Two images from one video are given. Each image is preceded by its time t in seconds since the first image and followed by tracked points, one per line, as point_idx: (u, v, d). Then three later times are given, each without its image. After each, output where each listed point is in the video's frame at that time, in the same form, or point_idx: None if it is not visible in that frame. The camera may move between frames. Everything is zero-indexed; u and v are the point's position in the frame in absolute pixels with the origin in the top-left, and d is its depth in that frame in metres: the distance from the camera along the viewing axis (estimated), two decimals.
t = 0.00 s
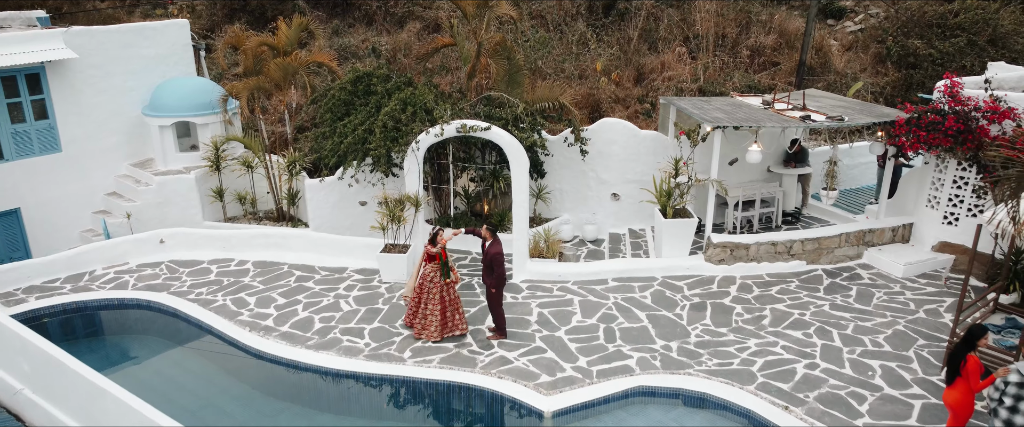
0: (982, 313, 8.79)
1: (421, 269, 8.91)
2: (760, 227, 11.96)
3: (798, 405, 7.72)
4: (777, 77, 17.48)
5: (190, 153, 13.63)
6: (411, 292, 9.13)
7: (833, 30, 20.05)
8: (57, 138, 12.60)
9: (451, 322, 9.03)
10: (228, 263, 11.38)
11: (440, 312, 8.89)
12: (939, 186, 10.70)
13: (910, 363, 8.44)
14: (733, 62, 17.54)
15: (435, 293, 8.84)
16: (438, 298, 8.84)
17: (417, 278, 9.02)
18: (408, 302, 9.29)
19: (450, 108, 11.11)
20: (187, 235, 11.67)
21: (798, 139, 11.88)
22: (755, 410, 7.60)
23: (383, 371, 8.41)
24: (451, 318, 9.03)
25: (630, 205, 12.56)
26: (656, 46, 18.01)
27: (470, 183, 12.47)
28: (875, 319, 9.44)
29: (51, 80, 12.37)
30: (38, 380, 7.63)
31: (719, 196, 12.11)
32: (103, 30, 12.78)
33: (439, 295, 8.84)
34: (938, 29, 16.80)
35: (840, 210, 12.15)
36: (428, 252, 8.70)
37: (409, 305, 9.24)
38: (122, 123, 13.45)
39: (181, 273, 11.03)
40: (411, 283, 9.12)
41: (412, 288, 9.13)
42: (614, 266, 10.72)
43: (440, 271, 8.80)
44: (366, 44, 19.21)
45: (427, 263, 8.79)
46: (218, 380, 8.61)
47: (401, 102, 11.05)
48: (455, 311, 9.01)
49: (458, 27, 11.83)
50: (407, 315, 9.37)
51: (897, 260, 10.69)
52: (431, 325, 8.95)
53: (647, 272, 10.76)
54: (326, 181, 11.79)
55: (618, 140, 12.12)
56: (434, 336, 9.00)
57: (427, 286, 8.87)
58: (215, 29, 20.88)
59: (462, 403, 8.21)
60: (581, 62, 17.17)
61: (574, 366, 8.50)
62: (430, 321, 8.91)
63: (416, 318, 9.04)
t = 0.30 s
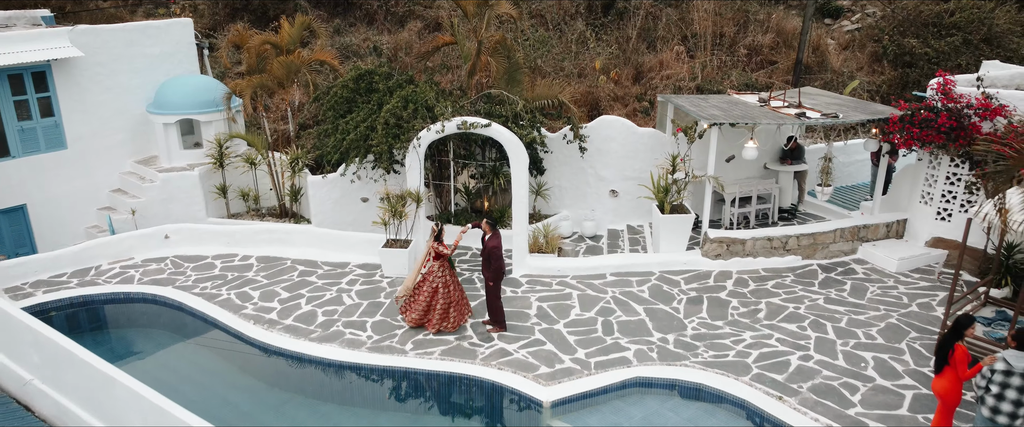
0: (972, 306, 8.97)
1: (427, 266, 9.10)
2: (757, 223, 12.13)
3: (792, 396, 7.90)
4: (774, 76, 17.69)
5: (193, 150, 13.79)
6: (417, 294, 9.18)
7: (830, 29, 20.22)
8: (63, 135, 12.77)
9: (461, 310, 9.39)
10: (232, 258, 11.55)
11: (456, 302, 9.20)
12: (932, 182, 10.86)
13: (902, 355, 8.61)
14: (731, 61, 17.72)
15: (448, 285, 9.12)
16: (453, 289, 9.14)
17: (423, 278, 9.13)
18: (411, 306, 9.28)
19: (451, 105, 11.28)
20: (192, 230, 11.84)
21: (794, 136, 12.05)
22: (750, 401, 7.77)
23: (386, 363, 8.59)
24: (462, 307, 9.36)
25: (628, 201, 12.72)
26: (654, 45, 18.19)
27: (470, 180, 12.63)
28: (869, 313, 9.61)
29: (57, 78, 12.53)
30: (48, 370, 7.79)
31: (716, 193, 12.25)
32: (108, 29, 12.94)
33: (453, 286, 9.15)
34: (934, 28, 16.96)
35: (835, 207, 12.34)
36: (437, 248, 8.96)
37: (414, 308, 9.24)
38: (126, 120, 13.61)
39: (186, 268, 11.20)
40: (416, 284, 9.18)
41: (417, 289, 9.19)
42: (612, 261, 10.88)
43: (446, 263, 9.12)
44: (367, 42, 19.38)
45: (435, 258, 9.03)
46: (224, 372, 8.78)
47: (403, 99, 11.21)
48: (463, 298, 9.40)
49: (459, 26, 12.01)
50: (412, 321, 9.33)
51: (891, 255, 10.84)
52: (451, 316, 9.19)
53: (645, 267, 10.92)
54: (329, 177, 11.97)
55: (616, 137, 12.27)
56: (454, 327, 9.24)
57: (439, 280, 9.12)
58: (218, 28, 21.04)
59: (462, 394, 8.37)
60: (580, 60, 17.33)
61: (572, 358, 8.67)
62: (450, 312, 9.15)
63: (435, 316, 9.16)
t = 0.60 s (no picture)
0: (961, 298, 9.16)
1: (438, 262, 9.23)
2: (752, 218, 12.35)
3: (784, 383, 8.12)
4: (771, 74, 17.92)
5: (198, 146, 14.00)
6: (438, 289, 9.28)
7: (827, 27, 20.43)
8: (70, 131, 12.98)
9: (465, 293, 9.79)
10: (237, 252, 11.76)
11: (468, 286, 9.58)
12: (924, 177, 11.09)
13: (892, 345, 8.83)
14: (728, 59, 17.94)
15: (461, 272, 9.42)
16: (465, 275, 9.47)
17: (439, 274, 9.24)
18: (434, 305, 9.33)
19: (452, 102, 11.49)
20: (197, 225, 12.05)
21: (789, 132, 12.25)
22: (742, 388, 7.99)
23: (389, 352, 8.83)
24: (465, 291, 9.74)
25: (626, 197, 12.93)
26: (652, 43, 18.40)
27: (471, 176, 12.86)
28: (861, 304, 9.82)
29: (64, 76, 12.75)
30: (60, 358, 8.01)
31: (712, 189, 12.48)
32: (114, 27, 13.16)
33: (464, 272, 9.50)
34: (928, 26, 17.17)
35: (829, 202, 12.53)
36: (445, 241, 9.18)
37: (438, 305, 9.33)
38: (132, 117, 13.82)
39: (192, 262, 11.41)
40: (433, 281, 9.27)
41: (436, 286, 9.28)
42: (609, 254, 11.09)
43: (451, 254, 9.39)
44: (369, 41, 19.60)
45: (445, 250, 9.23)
46: (230, 361, 9.00)
47: (405, 96, 11.42)
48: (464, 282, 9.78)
49: (459, 24, 12.22)
50: (438, 319, 9.38)
51: (883, 249, 11.06)
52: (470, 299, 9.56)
53: (642, 261, 11.14)
54: (332, 173, 12.20)
55: (615, 133, 12.48)
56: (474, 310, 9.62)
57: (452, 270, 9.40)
58: (221, 27, 21.25)
59: (463, 382, 8.61)
60: (579, 58, 17.54)
61: (570, 348, 8.89)
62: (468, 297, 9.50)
63: (461, 302, 9.45)
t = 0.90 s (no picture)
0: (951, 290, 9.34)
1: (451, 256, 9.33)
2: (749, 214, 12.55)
3: (777, 373, 8.32)
4: (767, 72, 18.12)
5: (202, 143, 14.19)
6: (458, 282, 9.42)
7: (824, 26, 20.60)
8: (76, 128, 13.18)
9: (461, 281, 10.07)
10: (241, 247, 11.96)
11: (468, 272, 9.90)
12: (917, 173, 11.28)
13: (884, 336, 9.02)
14: (725, 57, 18.14)
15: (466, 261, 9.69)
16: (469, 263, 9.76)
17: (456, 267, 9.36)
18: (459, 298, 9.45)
19: (452, 99, 11.67)
20: (202, 220, 12.25)
21: (785, 130, 12.48)
22: (736, 377, 8.19)
23: (392, 343, 9.03)
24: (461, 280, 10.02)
25: (624, 193, 13.12)
26: (650, 42, 18.60)
27: (471, 172, 13.03)
28: (854, 297, 10.01)
29: (71, 74, 12.96)
30: (71, 349, 8.21)
31: (709, 185, 12.69)
32: (120, 26, 13.36)
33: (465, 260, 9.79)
34: (924, 25, 17.34)
35: (824, 198, 12.74)
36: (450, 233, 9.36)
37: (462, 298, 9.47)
38: (137, 114, 14.02)
39: (197, 256, 11.62)
40: (454, 274, 9.38)
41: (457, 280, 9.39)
42: (607, 249, 11.29)
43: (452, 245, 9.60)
44: (370, 40, 19.80)
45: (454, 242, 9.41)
46: (236, 353, 9.20)
47: (406, 93, 11.60)
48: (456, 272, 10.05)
49: (460, 23, 12.40)
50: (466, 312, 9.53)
51: (877, 243, 11.24)
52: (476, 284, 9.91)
53: (640, 255, 11.33)
54: (334, 170, 12.44)
55: (613, 130, 12.68)
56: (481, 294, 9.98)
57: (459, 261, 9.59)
58: (223, 26, 21.45)
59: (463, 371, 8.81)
60: (578, 57, 17.73)
61: (569, 339, 9.08)
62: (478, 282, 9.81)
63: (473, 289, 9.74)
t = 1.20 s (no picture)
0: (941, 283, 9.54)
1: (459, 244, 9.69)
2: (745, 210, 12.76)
3: (770, 363, 8.53)
4: (764, 71, 18.35)
5: (207, 140, 14.39)
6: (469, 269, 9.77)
7: (820, 26, 20.81)
8: (83, 125, 13.39)
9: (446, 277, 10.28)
10: (245, 241, 12.18)
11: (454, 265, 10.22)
12: (909, 169, 11.48)
13: (875, 327, 9.23)
14: (723, 56, 18.36)
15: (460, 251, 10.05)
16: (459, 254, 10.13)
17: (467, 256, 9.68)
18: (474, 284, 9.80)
19: (454, 96, 11.88)
20: (207, 215, 12.47)
21: (780, 127, 12.75)
22: (730, 367, 8.41)
23: (395, 334, 9.25)
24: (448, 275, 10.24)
25: (623, 189, 13.33)
26: (649, 41, 18.82)
27: (472, 169, 13.26)
28: (846, 290, 10.23)
29: (78, 71, 13.17)
30: (82, 338, 8.42)
31: (705, 181, 12.93)
32: (126, 24, 13.56)
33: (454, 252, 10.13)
34: (919, 25, 17.55)
35: (819, 195, 12.93)
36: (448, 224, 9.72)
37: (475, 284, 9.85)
38: (143, 112, 14.22)
39: (202, 250, 11.83)
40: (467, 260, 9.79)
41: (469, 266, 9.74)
42: (605, 243, 11.50)
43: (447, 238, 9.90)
44: (372, 39, 20.01)
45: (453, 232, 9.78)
46: (242, 344, 9.42)
47: (408, 90, 11.81)
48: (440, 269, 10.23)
49: (461, 22, 12.62)
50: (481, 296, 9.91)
51: (870, 238, 11.46)
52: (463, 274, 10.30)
53: (637, 249, 11.54)
54: (337, 166, 12.55)
55: (611, 127, 12.87)
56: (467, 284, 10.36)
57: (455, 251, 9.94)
58: (226, 25, 21.65)
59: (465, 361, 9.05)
60: (576, 55, 17.93)
61: (567, 330, 9.30)
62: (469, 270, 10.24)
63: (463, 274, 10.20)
